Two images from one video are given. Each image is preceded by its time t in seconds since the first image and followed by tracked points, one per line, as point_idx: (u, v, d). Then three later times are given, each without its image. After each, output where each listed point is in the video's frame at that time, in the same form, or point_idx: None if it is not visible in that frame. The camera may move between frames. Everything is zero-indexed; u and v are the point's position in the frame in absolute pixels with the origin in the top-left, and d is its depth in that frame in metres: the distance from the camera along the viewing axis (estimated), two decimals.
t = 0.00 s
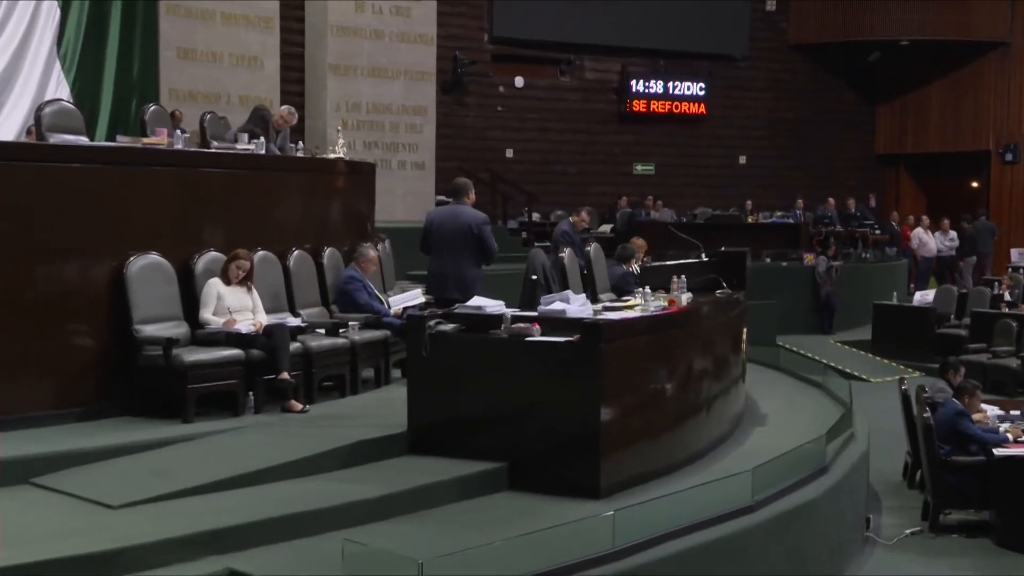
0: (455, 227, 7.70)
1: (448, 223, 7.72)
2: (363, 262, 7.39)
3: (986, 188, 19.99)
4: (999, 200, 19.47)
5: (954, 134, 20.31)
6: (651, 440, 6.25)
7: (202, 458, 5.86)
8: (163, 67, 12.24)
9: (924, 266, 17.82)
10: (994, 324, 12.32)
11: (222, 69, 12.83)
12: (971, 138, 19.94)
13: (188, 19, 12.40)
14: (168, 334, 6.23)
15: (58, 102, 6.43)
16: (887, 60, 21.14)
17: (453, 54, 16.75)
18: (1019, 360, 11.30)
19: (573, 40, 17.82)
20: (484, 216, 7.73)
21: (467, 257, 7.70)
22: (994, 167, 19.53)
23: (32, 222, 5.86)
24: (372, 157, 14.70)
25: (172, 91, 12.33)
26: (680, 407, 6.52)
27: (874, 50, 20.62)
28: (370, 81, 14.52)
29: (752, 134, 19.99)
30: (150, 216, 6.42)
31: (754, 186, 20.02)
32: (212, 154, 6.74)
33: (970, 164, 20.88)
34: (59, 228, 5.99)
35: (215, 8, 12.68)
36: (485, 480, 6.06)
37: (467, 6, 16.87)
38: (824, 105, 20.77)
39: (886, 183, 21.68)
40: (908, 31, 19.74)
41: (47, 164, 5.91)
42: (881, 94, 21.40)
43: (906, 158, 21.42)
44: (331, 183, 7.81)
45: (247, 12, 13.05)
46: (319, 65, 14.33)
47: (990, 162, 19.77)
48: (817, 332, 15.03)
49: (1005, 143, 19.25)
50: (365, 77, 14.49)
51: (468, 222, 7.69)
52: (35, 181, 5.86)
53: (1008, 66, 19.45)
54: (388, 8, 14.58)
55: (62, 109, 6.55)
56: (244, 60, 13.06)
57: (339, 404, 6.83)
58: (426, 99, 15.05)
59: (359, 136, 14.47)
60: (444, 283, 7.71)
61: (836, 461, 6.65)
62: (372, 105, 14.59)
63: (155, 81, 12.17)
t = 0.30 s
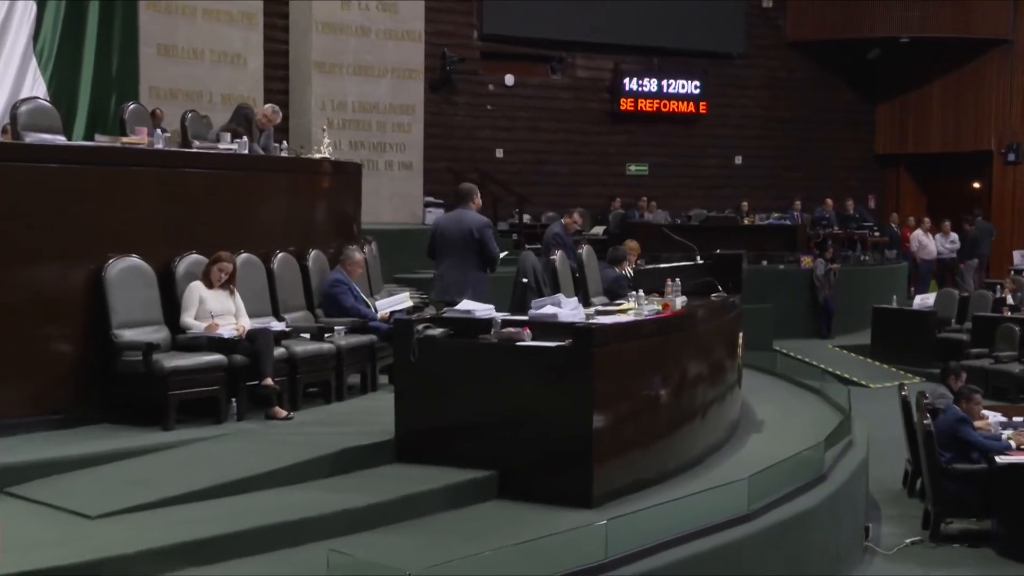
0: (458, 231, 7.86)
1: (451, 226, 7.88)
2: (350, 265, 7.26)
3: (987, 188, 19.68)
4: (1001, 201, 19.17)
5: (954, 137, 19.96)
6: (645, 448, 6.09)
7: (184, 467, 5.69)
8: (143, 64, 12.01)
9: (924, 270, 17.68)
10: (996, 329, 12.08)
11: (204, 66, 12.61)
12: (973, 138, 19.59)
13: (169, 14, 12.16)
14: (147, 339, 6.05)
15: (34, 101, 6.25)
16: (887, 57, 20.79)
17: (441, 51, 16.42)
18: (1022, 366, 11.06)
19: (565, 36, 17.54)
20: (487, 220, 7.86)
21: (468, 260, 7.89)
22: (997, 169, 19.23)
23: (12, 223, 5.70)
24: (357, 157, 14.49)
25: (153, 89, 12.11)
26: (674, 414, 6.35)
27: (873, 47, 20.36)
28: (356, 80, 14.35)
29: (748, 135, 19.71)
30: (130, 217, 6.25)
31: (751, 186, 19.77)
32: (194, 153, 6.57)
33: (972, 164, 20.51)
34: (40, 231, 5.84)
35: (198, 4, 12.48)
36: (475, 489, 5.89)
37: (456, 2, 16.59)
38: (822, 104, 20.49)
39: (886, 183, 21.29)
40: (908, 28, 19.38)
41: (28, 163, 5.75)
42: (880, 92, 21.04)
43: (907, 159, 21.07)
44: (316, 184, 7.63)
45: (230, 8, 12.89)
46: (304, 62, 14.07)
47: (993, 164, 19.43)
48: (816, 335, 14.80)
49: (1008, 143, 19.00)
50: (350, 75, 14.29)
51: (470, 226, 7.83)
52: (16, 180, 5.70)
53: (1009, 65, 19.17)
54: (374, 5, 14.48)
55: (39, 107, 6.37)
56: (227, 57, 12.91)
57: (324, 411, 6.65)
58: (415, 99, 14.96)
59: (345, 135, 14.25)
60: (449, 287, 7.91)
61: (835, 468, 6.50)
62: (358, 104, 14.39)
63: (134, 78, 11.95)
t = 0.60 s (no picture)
0: (459, 225, 7.78)
1: (453, 220, 7.80)
2: (335, 267, 7.13)
3: (988, 187, 19.28)
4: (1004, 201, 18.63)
5: (955, 135, 19.43)
6: (639, 454, 5.92)
7: (164, 474, 5.51)
8: (123, 59, 11.90)
9: (924, 271, 17.26)
10: (999, 332, 11.81)
11: (186, 63, 12.47)
12: (976, 136, 19.08)
13: (150, 10, 12.06)
14: (127, 343, 5.87)
15: (10, 98, 6.07)
16: (888, 52, 20.19)
17: (429, 47, 16.09)
18: None
19: (558, 31, 17.06)
20: (486, 214, 7.74)
21: (469, 255, 7.76)
22: (1000, 168, 18.70)
23: (6, 224, 5.59)
24: (342, 156, 14.27)
25: (132, 85, 11.95)
26: (669, 420, 6.19)
27: (874, 42, 19.77)
28: (342, 76, 14.15)
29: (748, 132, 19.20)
30: (112, 218, 6.08)
31: (747, 187, 19.22)
32: (175, 152, 6.39)
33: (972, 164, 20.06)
34: (34, 232, 5.73)
35: None
36: (464, 497, 5.71)
37: None
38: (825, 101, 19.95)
39: (886, 186, 20.67)
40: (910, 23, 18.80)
41: (17, 163, 5.62)
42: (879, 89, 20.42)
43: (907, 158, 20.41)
44: (300, 182, 7.45)
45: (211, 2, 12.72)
46: (288, 58, 13.83)
47: (995, 163, 18.93)
48: (816, 341, 14.53)
49: (1010, 142, 18.54)
50: (336, 71, 14.08)
51: (468, 219, 7.72)
52: (6, 179, 5.57)
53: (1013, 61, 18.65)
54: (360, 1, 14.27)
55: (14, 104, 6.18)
56: (208, 53, 12.77)
57: (308, 416, 6.47)
58: (403, 96, 14.85)
59: (330, 133, 14.05)
60: (453, 285, 7.80)
61: (834, 475, 6.33)
62: (345, 101, 14.20)
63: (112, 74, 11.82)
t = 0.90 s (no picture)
0: (473, 228, 7.65)
1: (466, 222, 7.70)
2: (322, 268, 6.96)
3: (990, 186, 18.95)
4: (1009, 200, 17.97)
5: (956, 131, 18.74)
6: (634, 461, 5.76)
7: (145, 481, 5.34)
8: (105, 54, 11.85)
9: (926, 271, 17.02)
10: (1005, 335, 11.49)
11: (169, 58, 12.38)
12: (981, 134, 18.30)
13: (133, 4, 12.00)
14: (107, 347, 5.71)
15: None
16: (888, 47, 19.60)
17: (420, 42, 15.93)
18: None
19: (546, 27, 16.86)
20: (500, 219, 7.60)
21: (479, 258, 7.63)
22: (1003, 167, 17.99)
23: (6, 224, 5.50)
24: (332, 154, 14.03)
25: (113, 80, 11.77)
26: (666, 425, 6.03)
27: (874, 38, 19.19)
28: (329, 72, 13.91)
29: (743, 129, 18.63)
30: (97, 218, 5.94)
31: (743, 185, 18.70)
32: (157, 149, 6.23)
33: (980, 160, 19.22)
34: (34, 232, 5.65)
35: None
36: (455, 504, 5.55)
37: None
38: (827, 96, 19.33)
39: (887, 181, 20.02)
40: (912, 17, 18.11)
41: (12, 162, 5.50)
42: (880, 85, 19.80)
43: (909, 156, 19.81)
44: (287, 180, 7.29)
45: None
46: (275, 53, 13.70)
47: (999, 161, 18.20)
48: (817, 343, 14.35)
49: (1015, 138, 17.76)
50: (323, 67, 13.86)
51: (481, 223, 7.60)
52: (4, 179, 5.47)
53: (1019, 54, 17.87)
54: None
55: None
56: (192, 47, 12.57)
57: (295, 421, 6.30)
58: (391, 93, 14.52)
59: (318, 130, 13.84)
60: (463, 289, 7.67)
61: (834, 480, 6.18)
62: (332, 98, 13.96)
63: (93, 70, 11.76)
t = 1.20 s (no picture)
0: (499, 223, 7.74)
1: (492, 216, 7.77)
2: (308, 267, 6.79)
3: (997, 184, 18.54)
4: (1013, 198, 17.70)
5: (961, 127, 18.38)
6: (629, 466, 5.60)
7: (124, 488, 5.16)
8: (82, 48, 11.67)
9: (930, 272, 16.59)
10: (1012, 339, 11.16)
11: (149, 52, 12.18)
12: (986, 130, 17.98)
13: None
14: (85, 349, 5.53)
15: None
16: (891, 40, 19.07)
17: (408, 35, 15.09)
18: None
19: (540, 19, 16.05)
20: (527, 215, 7.70)
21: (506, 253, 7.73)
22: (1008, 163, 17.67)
23: (5, 224, 5.44)
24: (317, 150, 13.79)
25: (92, 74, 11.72)
26: (662, 430, 5.87)
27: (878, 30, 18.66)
28: (315, 66, 13.70)
29: (744, 123, 18.02)
30: (79, 217, 5.79)
31: (742, 183, 18.14)
32: (137, 146, 6.05)
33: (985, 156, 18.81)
34: (34, 233, 5.59)
35: None
36: (446, 511, 5.38)
37: None
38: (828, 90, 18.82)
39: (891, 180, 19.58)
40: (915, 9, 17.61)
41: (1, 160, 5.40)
42: (883, 81, 19.32)
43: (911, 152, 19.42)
44: (273, 178, 7.12)
45: None
46: (259, 47, 13.41)
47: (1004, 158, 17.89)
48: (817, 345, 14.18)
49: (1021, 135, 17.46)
50: (309, 61, 13.63)
51: (509, 218, 7.69)
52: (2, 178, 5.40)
53: None
54: None
55: None
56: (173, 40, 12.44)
57: (281, 426, 6.12)
58: (379, 89, 14.33)
59: (302, 126, 13.59)
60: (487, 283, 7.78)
61: (835, 486, 6.01)
62: (318, 93, 13.72)
63: (70, 65, 11.61)
